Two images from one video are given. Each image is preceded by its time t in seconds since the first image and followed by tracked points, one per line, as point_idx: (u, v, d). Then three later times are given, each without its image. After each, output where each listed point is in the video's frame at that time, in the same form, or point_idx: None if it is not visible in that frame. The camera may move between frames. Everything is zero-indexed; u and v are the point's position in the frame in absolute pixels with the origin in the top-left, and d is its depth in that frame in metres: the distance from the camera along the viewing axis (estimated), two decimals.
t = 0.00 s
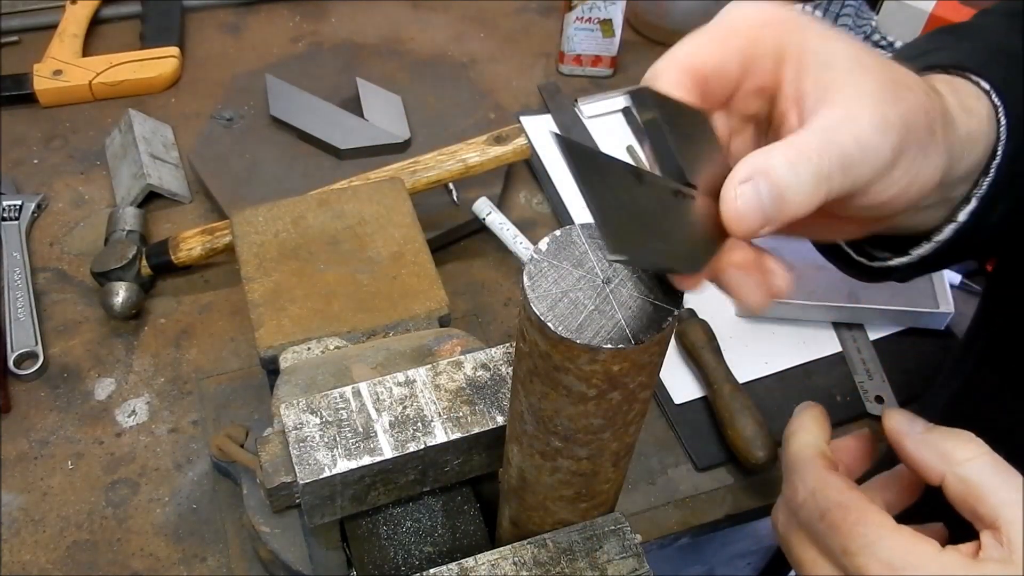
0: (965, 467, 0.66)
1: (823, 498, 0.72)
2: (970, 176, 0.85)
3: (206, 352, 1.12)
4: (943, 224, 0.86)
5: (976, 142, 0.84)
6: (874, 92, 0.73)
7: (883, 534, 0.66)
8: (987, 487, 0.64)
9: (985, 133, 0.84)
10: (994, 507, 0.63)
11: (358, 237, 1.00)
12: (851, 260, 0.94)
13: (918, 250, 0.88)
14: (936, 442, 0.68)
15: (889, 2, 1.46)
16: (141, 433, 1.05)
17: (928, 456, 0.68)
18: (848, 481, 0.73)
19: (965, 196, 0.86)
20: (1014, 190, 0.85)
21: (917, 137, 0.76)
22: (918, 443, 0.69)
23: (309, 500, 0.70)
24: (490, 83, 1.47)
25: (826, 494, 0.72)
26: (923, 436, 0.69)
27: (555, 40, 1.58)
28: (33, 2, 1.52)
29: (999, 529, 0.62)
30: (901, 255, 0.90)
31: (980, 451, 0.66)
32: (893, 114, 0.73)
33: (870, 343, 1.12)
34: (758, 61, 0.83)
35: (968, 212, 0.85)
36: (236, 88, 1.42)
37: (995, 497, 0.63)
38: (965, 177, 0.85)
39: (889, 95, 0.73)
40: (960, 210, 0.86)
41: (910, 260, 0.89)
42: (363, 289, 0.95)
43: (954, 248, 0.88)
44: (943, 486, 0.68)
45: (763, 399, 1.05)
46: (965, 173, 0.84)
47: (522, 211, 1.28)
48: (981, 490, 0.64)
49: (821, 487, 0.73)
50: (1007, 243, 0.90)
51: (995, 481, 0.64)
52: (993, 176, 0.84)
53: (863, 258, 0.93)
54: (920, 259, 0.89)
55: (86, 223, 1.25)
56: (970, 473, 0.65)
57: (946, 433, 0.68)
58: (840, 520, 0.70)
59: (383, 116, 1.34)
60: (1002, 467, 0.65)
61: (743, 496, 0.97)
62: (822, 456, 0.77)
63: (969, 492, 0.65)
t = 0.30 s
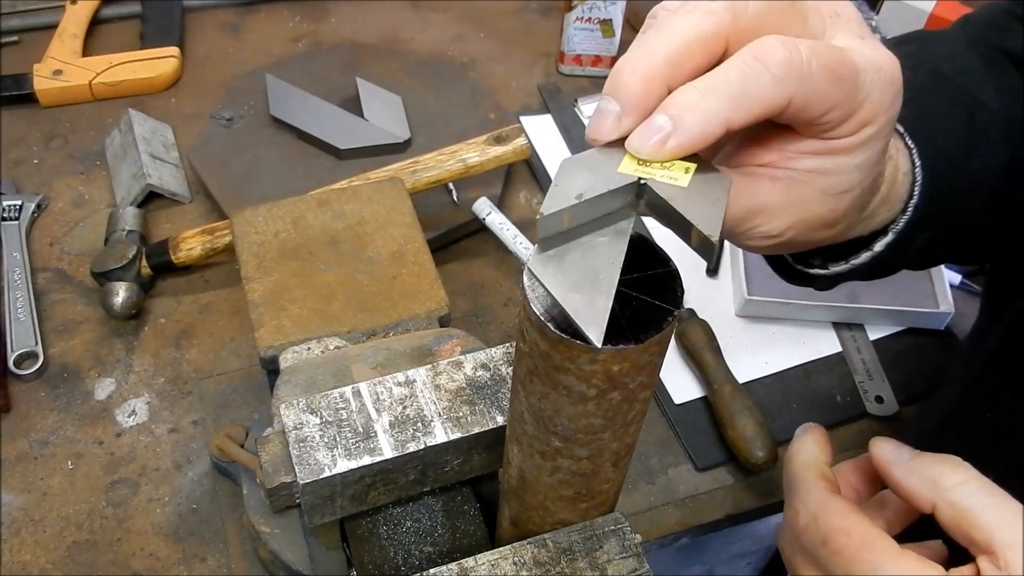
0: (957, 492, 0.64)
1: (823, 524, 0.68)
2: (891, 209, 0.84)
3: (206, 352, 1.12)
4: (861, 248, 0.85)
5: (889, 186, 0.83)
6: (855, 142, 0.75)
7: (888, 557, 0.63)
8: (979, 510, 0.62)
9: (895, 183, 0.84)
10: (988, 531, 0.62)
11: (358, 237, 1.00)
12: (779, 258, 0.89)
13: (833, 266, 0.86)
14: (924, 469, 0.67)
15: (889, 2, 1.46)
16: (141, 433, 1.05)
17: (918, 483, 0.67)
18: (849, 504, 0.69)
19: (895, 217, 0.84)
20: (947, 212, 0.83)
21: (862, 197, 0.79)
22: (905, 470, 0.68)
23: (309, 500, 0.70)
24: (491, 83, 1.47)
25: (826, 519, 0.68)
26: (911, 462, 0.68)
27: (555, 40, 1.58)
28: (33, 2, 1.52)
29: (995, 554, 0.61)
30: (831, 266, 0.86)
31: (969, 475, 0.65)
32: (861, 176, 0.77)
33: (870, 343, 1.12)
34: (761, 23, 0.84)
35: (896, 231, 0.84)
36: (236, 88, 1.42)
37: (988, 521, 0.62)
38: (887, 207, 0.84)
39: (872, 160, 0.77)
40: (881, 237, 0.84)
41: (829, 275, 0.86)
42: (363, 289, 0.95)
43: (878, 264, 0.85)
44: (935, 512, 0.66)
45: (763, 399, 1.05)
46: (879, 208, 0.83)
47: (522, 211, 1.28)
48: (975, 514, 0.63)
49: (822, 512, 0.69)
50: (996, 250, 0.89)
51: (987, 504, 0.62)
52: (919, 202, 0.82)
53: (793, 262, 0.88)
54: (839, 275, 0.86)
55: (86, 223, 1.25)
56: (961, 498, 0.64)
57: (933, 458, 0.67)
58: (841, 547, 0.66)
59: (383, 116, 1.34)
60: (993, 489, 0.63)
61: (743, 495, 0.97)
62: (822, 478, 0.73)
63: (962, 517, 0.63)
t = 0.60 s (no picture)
0: (956, 491, 0.64)
1: (826, 523, 0.68)
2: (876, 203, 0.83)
3: (206, 352, 1.12)
4: (845, 246, 0.85)
5: (872, 180, 0.82)
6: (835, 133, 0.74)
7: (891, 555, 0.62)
8: (978, 511, 0.62)
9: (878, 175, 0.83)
10: (987, 531, 0.61)
11: (358, 237, 1.00)
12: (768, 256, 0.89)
13: (818, 263, 0.85)
14: (922, 470, 0.66)
15: (889, 2, 1.46)
16: (141, 433, 1.05)
17: (917, 485, 0.66)
18: (853, 504, 0.69)
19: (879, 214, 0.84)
20: (929, 211, 0.82)
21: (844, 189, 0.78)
22: (905, 472, 0.67)
23: (308, 500, 0.70)
24: (491, 83, 1.47)
25: (828, 519, 0.68)
26: (910, 465, 0.68)
27: (556, 40, 1.58)
28: (33, 2, 1.52)
29: (995, 554, 0.60)
30: (817, 263, 0.86)
31: (967, 476, 0.65)
32: (843, 169, 0.76)
33: (870, 343, 1.12)
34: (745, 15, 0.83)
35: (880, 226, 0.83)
36: (236, 88, 1.42)
37: (986, 521, 0.62)
38: (871, 204, 0.83)
39: (855, 154, 0.76)
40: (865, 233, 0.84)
41: (814, 272, 0.86)
42: (363, 289, 0.95)
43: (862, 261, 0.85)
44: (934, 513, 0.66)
45: (763, 399, 1.05)
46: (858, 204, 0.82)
47: (522, 211, 1.28)
48: (974, 514, 0.62)
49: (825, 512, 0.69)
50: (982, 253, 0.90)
51: (986, 505, 0.62)
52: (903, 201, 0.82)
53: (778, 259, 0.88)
54: (826, 273, 0.86)
55: (86, 223, 1.25)
56: (960, 499, 0.64)
57: (931, 460, 0.67)
58: (843, 545, 0.66)
59: (383, 116, 1.34)
60: (991, 491, 0.63)
61: (744, 495, 0.97)
62: (827, 478, 0.73)
63: (961, 517, 0.63)
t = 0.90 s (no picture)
0: (953, 490, 0.64)
1: (827, 520, 0.68)
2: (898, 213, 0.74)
3: (206, 352, 1.12)
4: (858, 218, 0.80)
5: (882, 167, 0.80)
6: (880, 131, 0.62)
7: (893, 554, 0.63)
8: (976, 510, 0.63)
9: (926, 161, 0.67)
10: (985, 531, 0.62)
11: (358, 237, 1.00)
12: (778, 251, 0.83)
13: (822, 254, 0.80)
14: (920, 469, 0.67)
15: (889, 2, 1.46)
16: (141, 433, 1.05)
17: (916, 485, 0.66)
18: (854, 502, 0.69)
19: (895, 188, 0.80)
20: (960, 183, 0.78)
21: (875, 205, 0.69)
22: (903, 472, 0.67)
23: (308, 500, 0.70)
24: (491, 83, 1.47)
25: (830, 516, 0.68)
26: (909, 465, 0.67)
27: (556, 40, 1.58)
28: (33, 2, 1.52)
29: (994, 554, 0.61)
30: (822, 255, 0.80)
31: (966, 476, 0.65)
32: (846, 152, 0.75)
33: (870, 343, 1.12)
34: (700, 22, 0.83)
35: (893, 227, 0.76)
36: (236, 88, 1.42)
37: (984, 519, 0.62)
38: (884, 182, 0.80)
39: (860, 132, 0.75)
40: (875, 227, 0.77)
41: (847, 241, 0.68)
42: (363, 289, 0.95)
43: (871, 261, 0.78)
44: (933, 514, 0.66)
45: (763, 399, 1.05)
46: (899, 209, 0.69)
47: (522, 211, 1.28)
48: (972, 513, 0.63)
49: (827, 509, 0.69)
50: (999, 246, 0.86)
51: (984, 505, 0.63)
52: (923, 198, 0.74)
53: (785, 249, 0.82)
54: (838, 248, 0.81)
55: (86, 223, 1.25)
56: (959, 499, 0.64)
57: (930, 461, 0.67)
58: (845, 542, 0.66)
59: (383, 116, 1.34)
60: (988, 489, 0.64)
61: (744, 495, 0.97)
62: (831, 476, 0.72)
63: (960, 517, 0.63)
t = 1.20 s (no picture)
0: (950, 497, 0.64)
1: (826, 526, 0.68)
2: (895, 109, 0.82)
3: (206, 352, 1.12)
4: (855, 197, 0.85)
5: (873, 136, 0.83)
6: (812, 22, 0.74)
7: (890, 560, 0.63)
8: (974, 517, 0.62)
9: (887, 52, 0.80)
10: (982, 536, 0.61)
11: (358, 237, 1.00)
12: (786, 217, 0.91)
13: (825, 216, 0.87)
14: (917, 476, 0.66)
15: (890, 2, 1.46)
16: (141, 433, 1.05)
17: (912, 491, 0.67)
18: (853, 508, 0.69)
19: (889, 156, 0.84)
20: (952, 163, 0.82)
21: (861, 93, 0.78)
22: (900, 478, 0.67)
23: (308, 501, 0.70)
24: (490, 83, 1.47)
25: (828, 523, 0.68)
26: (905, 471, 0.68)
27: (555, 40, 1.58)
28: (33, 2, 1.52)
29: (991, 559, 0.60)
30: (826, 216, 0.87)
31: (962, 482, 0.65)
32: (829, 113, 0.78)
33: (870, 343, 1.12)
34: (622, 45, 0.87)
35: (891, 169, 0.83)
36: (237, 88, 1.42)
37: (982, 526, 0.62)
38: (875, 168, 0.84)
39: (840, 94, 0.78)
40: (875, 181, 0.84)
41: (842, 216, 0.86)
42: (363, 289, 0.95)
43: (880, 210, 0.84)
44: (932, 521, 0.66)
45: (763, 399, 1.05)
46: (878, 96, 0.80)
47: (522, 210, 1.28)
48: (969, 519, 0.63)
49: (826, 514, 0.69)
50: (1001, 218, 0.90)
51: (980, 510, 0.62)
52: (912, 126, 0.81)
53: (790, 212, 0.90)
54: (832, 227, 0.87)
55: (86, 223, 1.25)
56: (955, 504, 0.64)
57: (926, 467, 0.67)
58: (843, 548, 0.66)
59: (383, 116, 1.34)
60: (985, 496, 0.63)
61: (743, 495, 0.97)
62: (831, 481, 0.72)
63: (957, 523, 0.63)
